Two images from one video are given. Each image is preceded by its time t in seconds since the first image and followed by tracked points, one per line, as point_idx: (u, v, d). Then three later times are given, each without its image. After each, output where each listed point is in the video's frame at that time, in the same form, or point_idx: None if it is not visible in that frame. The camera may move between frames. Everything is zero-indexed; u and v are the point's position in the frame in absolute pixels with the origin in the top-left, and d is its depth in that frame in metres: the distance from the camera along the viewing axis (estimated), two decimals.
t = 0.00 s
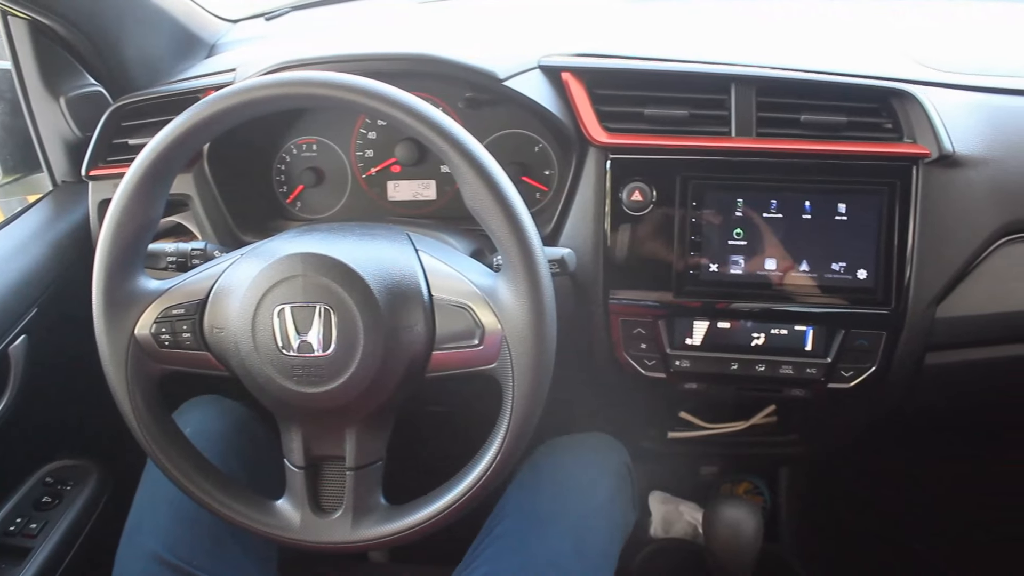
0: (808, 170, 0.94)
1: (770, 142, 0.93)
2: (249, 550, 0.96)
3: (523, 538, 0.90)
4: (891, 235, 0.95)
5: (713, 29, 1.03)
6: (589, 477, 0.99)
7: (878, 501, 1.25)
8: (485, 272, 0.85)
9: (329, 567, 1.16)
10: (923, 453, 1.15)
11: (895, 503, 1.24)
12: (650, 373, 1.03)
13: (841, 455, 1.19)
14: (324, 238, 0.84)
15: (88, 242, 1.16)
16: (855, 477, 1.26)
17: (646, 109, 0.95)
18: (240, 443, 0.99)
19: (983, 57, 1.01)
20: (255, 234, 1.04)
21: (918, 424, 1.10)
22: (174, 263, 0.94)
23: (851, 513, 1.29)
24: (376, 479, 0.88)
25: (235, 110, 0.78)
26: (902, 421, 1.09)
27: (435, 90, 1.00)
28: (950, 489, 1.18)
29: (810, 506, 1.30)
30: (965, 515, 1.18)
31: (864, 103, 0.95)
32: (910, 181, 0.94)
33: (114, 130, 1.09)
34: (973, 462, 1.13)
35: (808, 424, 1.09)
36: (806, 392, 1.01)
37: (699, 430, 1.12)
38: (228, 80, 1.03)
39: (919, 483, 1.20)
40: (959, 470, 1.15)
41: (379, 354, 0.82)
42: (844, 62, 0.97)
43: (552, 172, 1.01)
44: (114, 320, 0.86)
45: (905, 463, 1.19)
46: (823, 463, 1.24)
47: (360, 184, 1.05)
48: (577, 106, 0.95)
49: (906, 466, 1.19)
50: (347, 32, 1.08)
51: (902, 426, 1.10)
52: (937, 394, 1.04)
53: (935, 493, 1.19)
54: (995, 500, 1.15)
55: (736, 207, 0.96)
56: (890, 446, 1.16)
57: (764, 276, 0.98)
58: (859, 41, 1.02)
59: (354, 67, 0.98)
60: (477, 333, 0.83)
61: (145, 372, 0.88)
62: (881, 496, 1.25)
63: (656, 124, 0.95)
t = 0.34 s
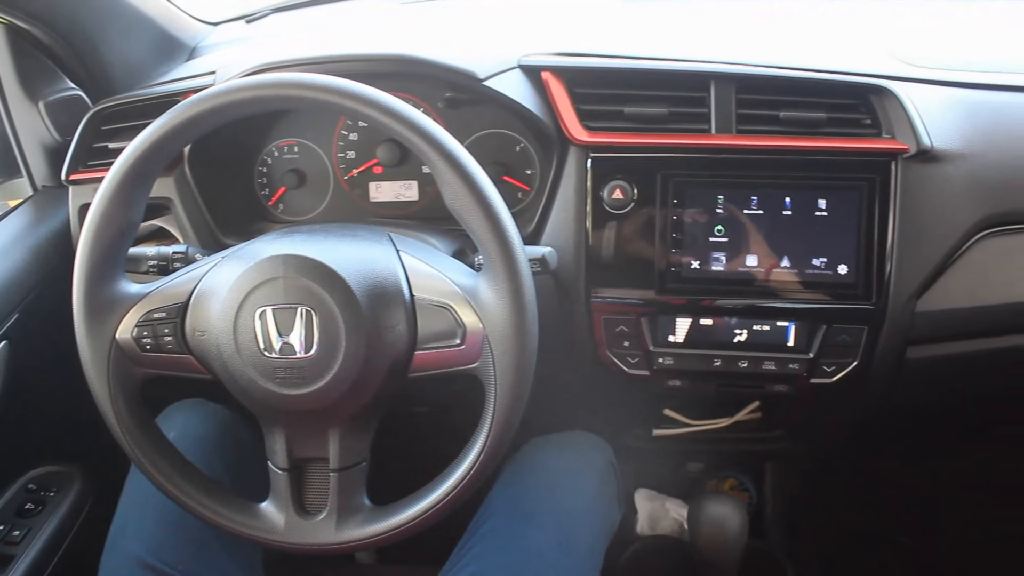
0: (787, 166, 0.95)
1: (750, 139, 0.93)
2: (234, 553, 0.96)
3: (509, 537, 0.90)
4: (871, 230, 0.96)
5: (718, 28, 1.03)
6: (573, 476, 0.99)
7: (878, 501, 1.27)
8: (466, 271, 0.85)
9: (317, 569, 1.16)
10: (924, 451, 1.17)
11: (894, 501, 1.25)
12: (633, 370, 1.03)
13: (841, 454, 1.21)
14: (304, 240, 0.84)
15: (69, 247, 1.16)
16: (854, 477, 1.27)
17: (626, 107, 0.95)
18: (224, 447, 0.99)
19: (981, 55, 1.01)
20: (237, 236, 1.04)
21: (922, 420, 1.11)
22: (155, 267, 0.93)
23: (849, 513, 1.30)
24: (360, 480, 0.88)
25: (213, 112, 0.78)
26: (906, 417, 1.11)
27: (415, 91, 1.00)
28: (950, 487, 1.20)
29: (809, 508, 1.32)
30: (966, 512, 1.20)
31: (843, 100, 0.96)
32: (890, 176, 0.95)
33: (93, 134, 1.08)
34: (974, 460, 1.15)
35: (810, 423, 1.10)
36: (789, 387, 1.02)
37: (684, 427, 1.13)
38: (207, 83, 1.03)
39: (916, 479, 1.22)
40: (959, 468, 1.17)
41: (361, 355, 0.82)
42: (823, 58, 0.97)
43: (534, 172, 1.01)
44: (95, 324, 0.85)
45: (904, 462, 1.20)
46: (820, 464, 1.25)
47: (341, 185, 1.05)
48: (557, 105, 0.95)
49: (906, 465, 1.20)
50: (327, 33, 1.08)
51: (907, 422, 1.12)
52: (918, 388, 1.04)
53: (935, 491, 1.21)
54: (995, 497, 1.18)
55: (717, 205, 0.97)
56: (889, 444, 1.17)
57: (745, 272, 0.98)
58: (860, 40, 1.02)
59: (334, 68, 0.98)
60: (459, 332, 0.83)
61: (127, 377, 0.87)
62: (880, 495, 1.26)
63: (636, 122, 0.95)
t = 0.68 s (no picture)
0: (764, 163, 0.95)
1: (726, 136, 0.94)
2: (217, 557, 0.96)
3: (492, 537, 0.91)
4: (848, 225, 0.97)
5: (720, 28, 1.03)
6: (556, 474, 0.99)
7: (881, 502, 1.25)
8: (444, 271, 0.85)
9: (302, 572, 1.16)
10: (925, 448, 1.17)
11: (894, 501, 1.24)
12: (614, 369, 1.03)
13: (840, 449, 1.22)
14: (282, 242, 0.84)
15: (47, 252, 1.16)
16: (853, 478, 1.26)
17: (603, 106, 0.96)
18: (205, 451, 0.98)
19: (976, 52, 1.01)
20: (216, 240, 1.04)
21: (922, 415, 1.12)
22: (133, 271, 0.93)
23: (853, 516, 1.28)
24: (341, 482, 0.88)
25: (189, 116, 0.77)
26: (906, 411, 1.12)
27: (392, 92, 1.00)
28: (954, 488, 1.19)
29: (810, 508, 1.31)
30: (972, 515, 1.19)
31: (818, 96, 0.96)
32: (866, 172, 0.95)
33: (70, 139, 1.08)
34: (977, 458, 1.15)
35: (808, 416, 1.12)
36: (769, 382, 1.02)
37: (666, 425, 1.14)
38: (183, 87, 1.03)
39: (917, 479, 1.22)
40: (962, 467, 1.17)
41: (340, 357, 0.82)
42: (798, 55, 0.98)
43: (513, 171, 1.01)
44: (72, 331, 0.84)
45: (904, 461, 1.20)
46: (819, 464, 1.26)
47: (320, 188, 1.04)
48: (534, 105, 0.95)
49: (907, 465, 1.21)
50: (304, 36, 1.08)
51: (907, 417, 1.13)
52: (897, 381, 1.05)
53: (938, 493, 1.21)
54: (1001, 498, 1.17)
55: (694, 201, 0.98)
56: (889, 441, 1.18)
57: (725, 269, 0.99)
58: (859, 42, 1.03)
59: (311, 70, 0.98)
60: (438, 333, 0.83)
61: (106, 382, 0.86)
62: (880, 495, 1.25)
63: (612, 120, 0.96)
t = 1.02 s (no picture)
0: (742, 160, 0.96)
1: (705, 134, 0.94)
2: (199, 560, 0.96)
3: (476, 536, 0.91)
4: (827, 221, 0.97)
5: (699, 26, 1.04)
6: (539, 473, 0.99)
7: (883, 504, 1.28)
8: (424, 271, 0.85)
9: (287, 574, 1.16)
10: (928, 449, 1.22)
11: (896, 502, 1.29)
12: (596, 367, 1.03)
13: (844, 451, 1.25)
14: (261, 244, 0.84)
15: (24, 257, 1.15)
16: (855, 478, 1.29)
17: (582, 105, 0.96)
18: (187, 455, 0.98)
19: (973, 50, 1.02)
20: (197, 243, 1.04)
21: (928, 415, 1.17)
22: (112, 275, 0.92)
23: (853, 517, 1.29)
24: (323, 483, 0.88)
25: (167, 118, 0.77)
26: (913, 410, 1.17)
27: (372, 92, 1.00)
28: (954, 486, 1.25)
29: (810, 508, 1.31)
30: (970, 512, 1.25)
31: (795, 93, 0.97)
32: (844, 168, 0.96)
33: (47, 142, 1.07)
34: (977, 457, 1.22)
35: (812, 415, 1.15)
36: (751, 379, 1.03)
37: (649, 423, 1.16)
38: (161, 89, 1.03)
39: (919, 478, 1.27)
40: (963, 466, 1.23)
41: (321, 358, 0.82)
42: (776, 53, 0.98)
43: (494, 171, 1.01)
44: (51, 336, 0.83)
45: (907, 461, 1.25)
46: (820, 465, 1.28)
47: (301, 189, 1.04)
48: (513, 105, 0.95)
49: (910, 464, 1.25)
50: (283, 37, 1.07)
51: (913, 416, 1.18)
52: (878, 376, 1.06)
53: (939, 491, 1.26)
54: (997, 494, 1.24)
55: (675, 199, 0.98)
56: (893, 441, 1.22)
57: (705, 267, 0.99)
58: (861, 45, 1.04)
59: (289, 71, 0.98)
60: (418, 333, 0.83)
61: (85, 386, 0.85)
62: (882, 496, 1.29)
63: (592, 119, 0.96)
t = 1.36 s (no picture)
0: (711, 154, 0.96)
1: (674, 128, 0.95)
2: (175, 563, 0.95)
3: (453, 533, 0.91)
4: (797, 212, 0.98)
5: (668, 21, 1.04)
6: (516, 470, 1.00)
7: (883, 505, 1.30)
8: (395, 270, 0.85)
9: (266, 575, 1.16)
10: (930, 449, 1.25)
11: (897, 501, 1.30)
12: (570, 363, 1.04)
13: (845, 451, 1.27)
14: (231, 244, 0.83)
15: None
16: (856, 475, 1.30)
17: (552, 101, 0.96)
18: (161, 458, 0.98)
19: (968, 46, 1.03)
20: (169, 246, 1.03)
21: (929, 415, 1.21)
22: (82, 278, 0.92)
23: (853, 518, 1.31)
24: (298, 484, 0.87)
25: (135, 120, 0.76)
26: (915, 410, 1.20)
27: (341, 92, 1.00)
28: (957, 487, 1.28)
29: (809, 508, 1.32)
30: (970, 513, 1.28)
31: (763, 86, 0.97)
32: (813, 161, 0.97)
33: (14, 146, 1.07)
34: (977, 459, 1.25)
35: (816, 409, 1.17)
36: (725, 371, 1.04)
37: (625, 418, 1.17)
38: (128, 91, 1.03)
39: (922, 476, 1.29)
40: (964, 468, 1.26)
41: (293, 358, 0.81)
42: (745, 47, 0.99)
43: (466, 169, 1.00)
44: (19, 341, 0.82)
45: (908, 461, 1.28)
46: (820, 465, 1.30)
47: (273, 190, 1.04)
48: (483, 102, 0.95)
49: (910, 465, 1.28)
50: (253, 37, 1.07)
51: (914, 416, 1.21)
52: (850, 366, 1.07)
53: (938, 493, 1.29)
54: (996, 496, 1.27)
55: (646, 194, 0.98)
56: (894, 441, 1.25)
57: (677, 260, 1.00)
58: (861, 44, 1.04)
59: (258, 72, 0.97)
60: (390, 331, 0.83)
61: (56, 391, 0.84)
62: (882, 493, 1.31)
63: (561, 115, 0.96)
